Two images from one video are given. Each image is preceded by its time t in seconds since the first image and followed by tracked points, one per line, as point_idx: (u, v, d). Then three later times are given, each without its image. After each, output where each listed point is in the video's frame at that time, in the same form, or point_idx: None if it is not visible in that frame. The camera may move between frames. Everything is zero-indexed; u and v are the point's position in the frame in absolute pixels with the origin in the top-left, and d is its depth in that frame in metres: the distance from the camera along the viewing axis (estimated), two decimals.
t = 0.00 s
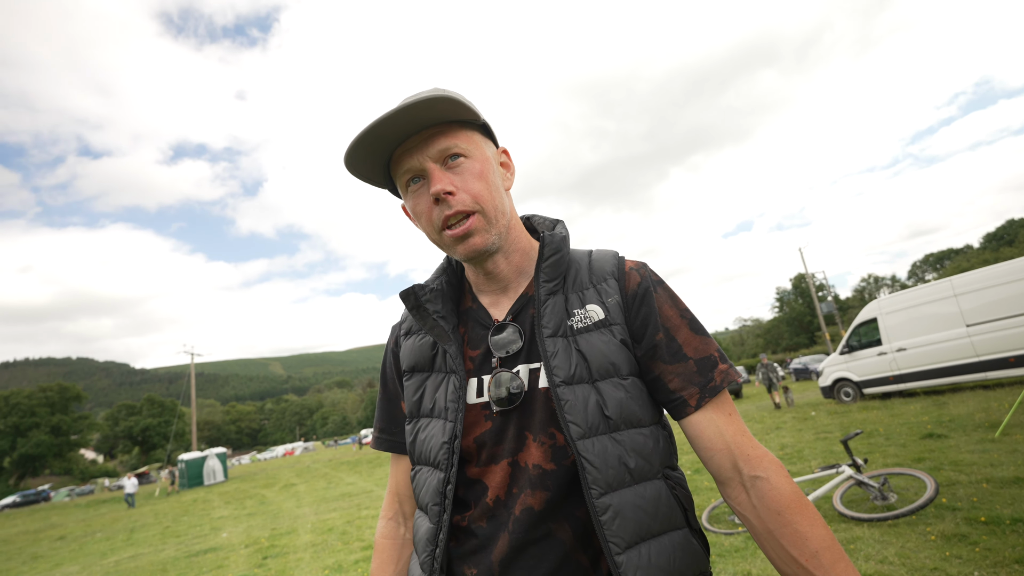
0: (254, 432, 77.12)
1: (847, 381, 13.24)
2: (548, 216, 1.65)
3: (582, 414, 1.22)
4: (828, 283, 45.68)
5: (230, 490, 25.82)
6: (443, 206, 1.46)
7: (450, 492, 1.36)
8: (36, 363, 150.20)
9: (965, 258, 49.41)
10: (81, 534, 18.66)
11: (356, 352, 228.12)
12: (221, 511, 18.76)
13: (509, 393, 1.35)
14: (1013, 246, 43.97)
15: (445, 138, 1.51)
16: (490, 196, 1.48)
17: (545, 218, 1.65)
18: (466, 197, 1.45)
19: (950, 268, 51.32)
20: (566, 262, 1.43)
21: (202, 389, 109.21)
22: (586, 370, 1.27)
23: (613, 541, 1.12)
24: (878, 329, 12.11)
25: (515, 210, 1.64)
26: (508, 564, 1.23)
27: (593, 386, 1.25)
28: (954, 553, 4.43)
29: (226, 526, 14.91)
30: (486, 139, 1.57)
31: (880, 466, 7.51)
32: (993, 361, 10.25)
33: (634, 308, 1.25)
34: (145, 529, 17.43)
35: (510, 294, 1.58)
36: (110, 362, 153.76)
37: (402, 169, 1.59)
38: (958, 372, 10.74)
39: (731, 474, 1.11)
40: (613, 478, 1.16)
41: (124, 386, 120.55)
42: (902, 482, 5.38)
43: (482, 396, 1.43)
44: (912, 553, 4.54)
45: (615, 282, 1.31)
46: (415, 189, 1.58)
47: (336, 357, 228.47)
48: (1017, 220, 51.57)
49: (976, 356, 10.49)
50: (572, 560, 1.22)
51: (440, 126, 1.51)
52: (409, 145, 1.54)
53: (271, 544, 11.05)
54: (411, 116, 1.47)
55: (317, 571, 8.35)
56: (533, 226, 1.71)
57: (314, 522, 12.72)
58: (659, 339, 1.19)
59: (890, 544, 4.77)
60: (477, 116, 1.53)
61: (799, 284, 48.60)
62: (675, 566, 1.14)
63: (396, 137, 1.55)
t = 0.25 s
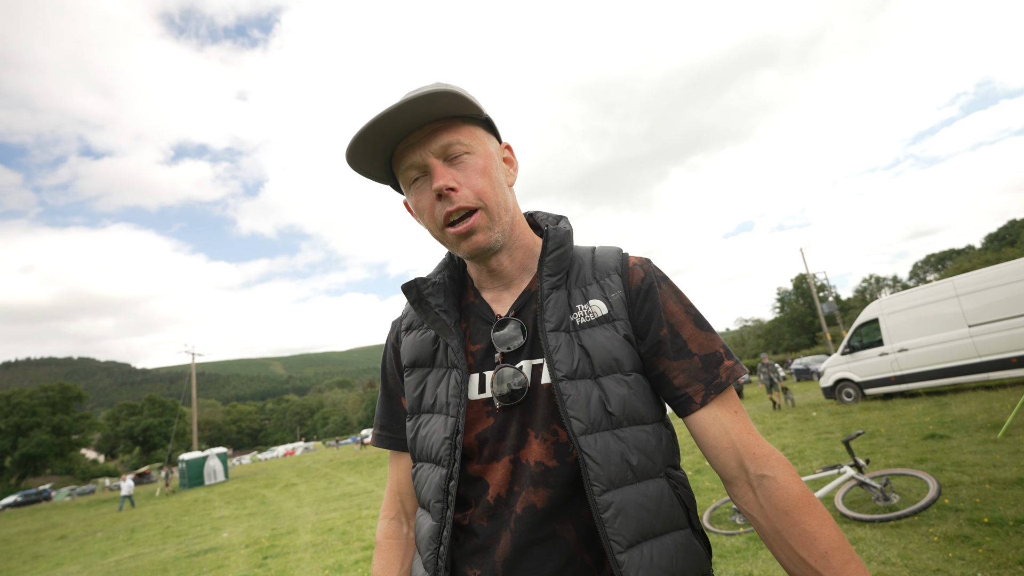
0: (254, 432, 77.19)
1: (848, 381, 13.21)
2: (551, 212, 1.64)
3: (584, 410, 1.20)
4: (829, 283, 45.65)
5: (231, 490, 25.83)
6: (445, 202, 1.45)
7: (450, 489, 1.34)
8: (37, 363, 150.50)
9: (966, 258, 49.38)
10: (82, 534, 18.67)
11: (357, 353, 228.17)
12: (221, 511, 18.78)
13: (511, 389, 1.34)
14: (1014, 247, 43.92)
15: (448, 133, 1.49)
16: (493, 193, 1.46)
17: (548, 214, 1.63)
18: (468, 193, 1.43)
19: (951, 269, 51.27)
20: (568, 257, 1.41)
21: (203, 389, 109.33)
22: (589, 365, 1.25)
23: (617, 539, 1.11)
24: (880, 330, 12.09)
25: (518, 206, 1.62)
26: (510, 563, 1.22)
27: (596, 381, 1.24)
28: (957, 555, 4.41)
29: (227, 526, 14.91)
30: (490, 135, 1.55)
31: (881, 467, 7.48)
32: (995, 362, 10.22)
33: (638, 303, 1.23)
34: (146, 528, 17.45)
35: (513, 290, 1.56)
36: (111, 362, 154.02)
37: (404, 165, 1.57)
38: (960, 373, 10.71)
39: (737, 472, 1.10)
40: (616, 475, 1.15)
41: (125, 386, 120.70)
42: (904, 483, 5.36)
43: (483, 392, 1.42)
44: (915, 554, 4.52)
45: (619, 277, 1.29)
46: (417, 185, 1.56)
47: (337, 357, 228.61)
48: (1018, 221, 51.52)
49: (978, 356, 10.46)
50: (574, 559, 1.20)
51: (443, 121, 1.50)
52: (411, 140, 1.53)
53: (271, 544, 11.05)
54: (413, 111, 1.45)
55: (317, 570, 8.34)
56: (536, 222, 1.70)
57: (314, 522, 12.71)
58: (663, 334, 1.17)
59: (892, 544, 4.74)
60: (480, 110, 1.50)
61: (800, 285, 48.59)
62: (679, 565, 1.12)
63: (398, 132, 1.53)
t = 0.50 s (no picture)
0: (254, 430, 77.22)
1: (848, 382, 13.19)
2: (552, 210, 1.62)
3: (585, 409, 1.19)
4: (829, 283, 45.64)
5: (230, 489, 25.82)
6: (438, 202, 1.43)
7: (450, 490, 1.33)
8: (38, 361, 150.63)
9: (966, 259, 49.41)
10: (81, 532, 18.66)
11: (357, 352, 228.18)
12: (221, 509, 18.77)
13: (512, 389, 1.32)
14: (1014, 247, 43.90)
15: (443, 132, 1.47)
16: (488, 193, 1.44)
17: (549, 212, 1.62)
18: (461, 193, 1.42)
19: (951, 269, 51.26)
20: (569, 255, 1.40)
21: (203, 387, 109.36)
22: (589, 364, 1.24)
23: (618, 542, 1.09)
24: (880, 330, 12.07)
25: (517, 204, 1.60)
26: (510, 564, 1.21)
27: (597, 380, 1.22)
28: (958, 556, 4.40)
29: (226, 525, 14.91)
30: (488, 133, 1.52)
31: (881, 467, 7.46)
32: (995, 362, 10.20)
33: (639, 301, 1.22)
34: (145, 527, 17.44)
35: (513, 289, 1.55)
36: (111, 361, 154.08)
37: (401, 164, 1.56)
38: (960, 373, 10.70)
39: (740, 474, 1.08)
40: (617, 476, 1.13)
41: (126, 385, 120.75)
42: (904, 484, 5.35)
43: (483, 391, 1.40)
44: (915, 555, 4.51)
45: (620, 275, 1.28)
46: (413, 184, 1.55)
47: (337, 356, 228.64)
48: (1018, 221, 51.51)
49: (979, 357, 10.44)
50: (575, 562, 1.19)
51: (439, 120, 1.48)
52: (407, 140, 1.52)
53: (270, 544, 11.02)
54: (407, 111, 1.44)
55: (316, 570, 8.33)
56: (537, 220, 1.68)
57: (314, 522, 12.69)
58: (666, 333, 1.16)
59: (892, 545, 4.73)
60: (477, 109, 1.48)
61: (800, 285, 48.60)
62: (682, 569, 1.11)
63: (395, 131, 1.52)
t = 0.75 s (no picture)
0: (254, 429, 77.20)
1: (848, 382, 13.18)
2: (554, 209, 1.62)
3: (588, 412, 1.18)
4: (828, 284, 45.66)
5: (229, 488, 25.80)
6: (432, 206, 1.43)
7: (451, 493, 1.32)
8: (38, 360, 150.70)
9: (966, 260, 49.46)
10: (80, 531, 18.64)
11: (357, 351, 228.11)
12: (220, 508, 18.75)
13: (513, 391, 1.31)
14: (1014, 248, 43.93)
15: (435, 135, 1.45)
16: (482, 195, 1.42)
17: (550, 211, 1.61)
18: (454, 197, 1.41)
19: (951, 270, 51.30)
20: (571, 255, 1.39)
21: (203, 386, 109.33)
22: (592, 366, 1.23)
23: (621, 546, 1.09)
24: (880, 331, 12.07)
25: (517, 204, 1.58)
26: (512, 568, 1.20)
27: (600, 383, 1.22)
28: (957, 557, 4.39)
29: (226, 524, 14.88)
30: (482, 133, 1.50)
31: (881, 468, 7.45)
32: (995, 364, 10.19)
33: (642, 302, 1.21)
34: (144, 526, 17.41)
35: (513, 289, 1.54)
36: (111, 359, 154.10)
37: (396, 168, 1.56)
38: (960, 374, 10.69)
39: (745, 477, 1.08)
40: (620, 480, 1.13)
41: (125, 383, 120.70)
42: (904, 485, 5.34)
43: (484, 393, 1.40)
44: (915, 557, 4.51)
45: (623, 275, 1.27)
46: (409, 188, 1.55)
47: (337, 355, 228.61)
48: (1018, 223, 51.53)
49: (978, 359, 10.43)
50: (577, 565, 1.19)
51: (430, 123, 1.46)
52: (400, 144, 1.51)
53: (269, 543, 11.00)
54: (397, 117, 1.43)
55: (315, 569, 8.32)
56: (539, 220, 1.67)
57: (313, 521, 12.66)
58: (670, 334, 1.16)
59: (892, 547, 4.72)
60: (469, 110, 1.45)
61: (800, 285, 48.61)
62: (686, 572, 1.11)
63: (387, 135, 1.52)
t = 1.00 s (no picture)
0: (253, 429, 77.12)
1: (847, 383, 13.20)
2: (557, 207, 1.62)
3: (591, 411, 1.18)
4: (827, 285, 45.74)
5: (228, 487, 25.77)
6: (431, 207, 1.44)
7: (452, 490, 1.32)
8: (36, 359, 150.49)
9: (964, 261, 49.55)
10: (79, 530, 18.59)
11: (356, 351, 227.98)
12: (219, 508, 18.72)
13: (515, 388, 1.32)
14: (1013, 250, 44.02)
15: (435, 134, 1.45)
16: (482, 195, 1.42)
17: (553, 209, 1.62)
18: (453, 197, 1.41)
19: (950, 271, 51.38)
20: (574, 253, 1.39)
21: (202, 386, 109.21)
22: (595, 364, 1.24)
23: (623, 544, 1.09)
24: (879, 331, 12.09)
25: (519, 201, 1.58)
26: (514, 565, 1.20)
27: (603, 380, 1.22)
28: (956, 557, 4.40)
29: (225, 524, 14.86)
30: (483, 130, 1.50)
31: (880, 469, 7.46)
32: (994, 364, 10.20)
33: (646, 300, 1.22)
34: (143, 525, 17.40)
35: (515, 287, 1.54)
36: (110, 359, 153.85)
37: (397, 167, 1.57)
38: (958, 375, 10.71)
39: (748, 474, 1.08)
40: (622, 478, 1.13)
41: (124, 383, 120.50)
42: (902, 485, 5.36)
43: (486, 391, 1.40)
44: (914, 556, 4.51)
45: (626, 273, 1.27)
46: (410, 187, 1.56)
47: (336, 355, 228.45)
48: (1017, 224, 51.61)
49: (977, 359, 10.44)
50: (579, 563, 1.19)
51: (430, 122, 1.46)
52: (399, 143, 1.51)
53: (268, 543, 10.98)
54: (396, 116, 1.43)
55: (314, 569, 8.30)
56: (542, 217, 1.68)
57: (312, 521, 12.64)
58: (673, 333, 1.16)
59: (891, 547, 4.73)
60: (469, 107, 1.45)
61: (799, 286, 48.66)
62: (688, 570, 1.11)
63: (387, 134, 1.52)
